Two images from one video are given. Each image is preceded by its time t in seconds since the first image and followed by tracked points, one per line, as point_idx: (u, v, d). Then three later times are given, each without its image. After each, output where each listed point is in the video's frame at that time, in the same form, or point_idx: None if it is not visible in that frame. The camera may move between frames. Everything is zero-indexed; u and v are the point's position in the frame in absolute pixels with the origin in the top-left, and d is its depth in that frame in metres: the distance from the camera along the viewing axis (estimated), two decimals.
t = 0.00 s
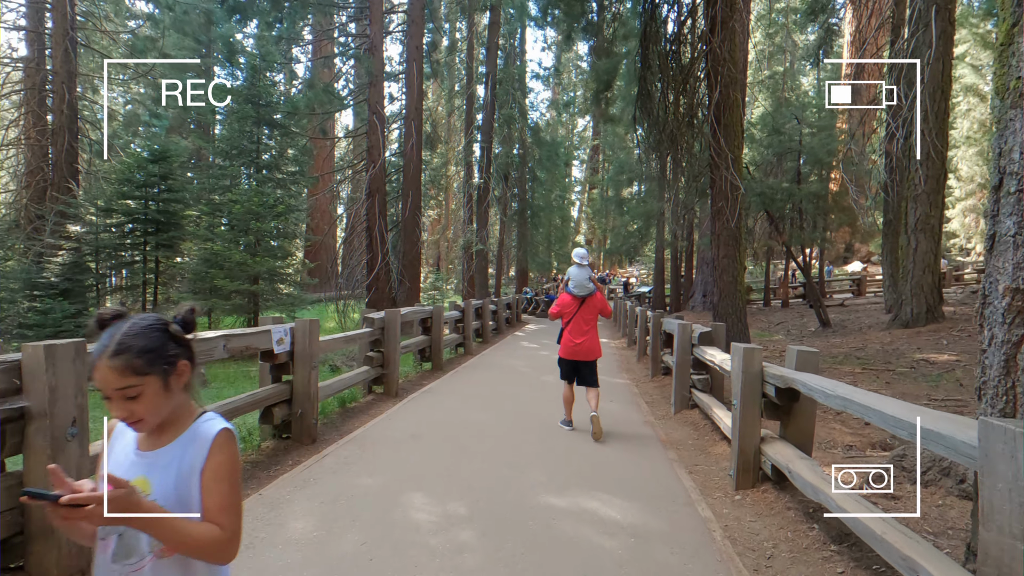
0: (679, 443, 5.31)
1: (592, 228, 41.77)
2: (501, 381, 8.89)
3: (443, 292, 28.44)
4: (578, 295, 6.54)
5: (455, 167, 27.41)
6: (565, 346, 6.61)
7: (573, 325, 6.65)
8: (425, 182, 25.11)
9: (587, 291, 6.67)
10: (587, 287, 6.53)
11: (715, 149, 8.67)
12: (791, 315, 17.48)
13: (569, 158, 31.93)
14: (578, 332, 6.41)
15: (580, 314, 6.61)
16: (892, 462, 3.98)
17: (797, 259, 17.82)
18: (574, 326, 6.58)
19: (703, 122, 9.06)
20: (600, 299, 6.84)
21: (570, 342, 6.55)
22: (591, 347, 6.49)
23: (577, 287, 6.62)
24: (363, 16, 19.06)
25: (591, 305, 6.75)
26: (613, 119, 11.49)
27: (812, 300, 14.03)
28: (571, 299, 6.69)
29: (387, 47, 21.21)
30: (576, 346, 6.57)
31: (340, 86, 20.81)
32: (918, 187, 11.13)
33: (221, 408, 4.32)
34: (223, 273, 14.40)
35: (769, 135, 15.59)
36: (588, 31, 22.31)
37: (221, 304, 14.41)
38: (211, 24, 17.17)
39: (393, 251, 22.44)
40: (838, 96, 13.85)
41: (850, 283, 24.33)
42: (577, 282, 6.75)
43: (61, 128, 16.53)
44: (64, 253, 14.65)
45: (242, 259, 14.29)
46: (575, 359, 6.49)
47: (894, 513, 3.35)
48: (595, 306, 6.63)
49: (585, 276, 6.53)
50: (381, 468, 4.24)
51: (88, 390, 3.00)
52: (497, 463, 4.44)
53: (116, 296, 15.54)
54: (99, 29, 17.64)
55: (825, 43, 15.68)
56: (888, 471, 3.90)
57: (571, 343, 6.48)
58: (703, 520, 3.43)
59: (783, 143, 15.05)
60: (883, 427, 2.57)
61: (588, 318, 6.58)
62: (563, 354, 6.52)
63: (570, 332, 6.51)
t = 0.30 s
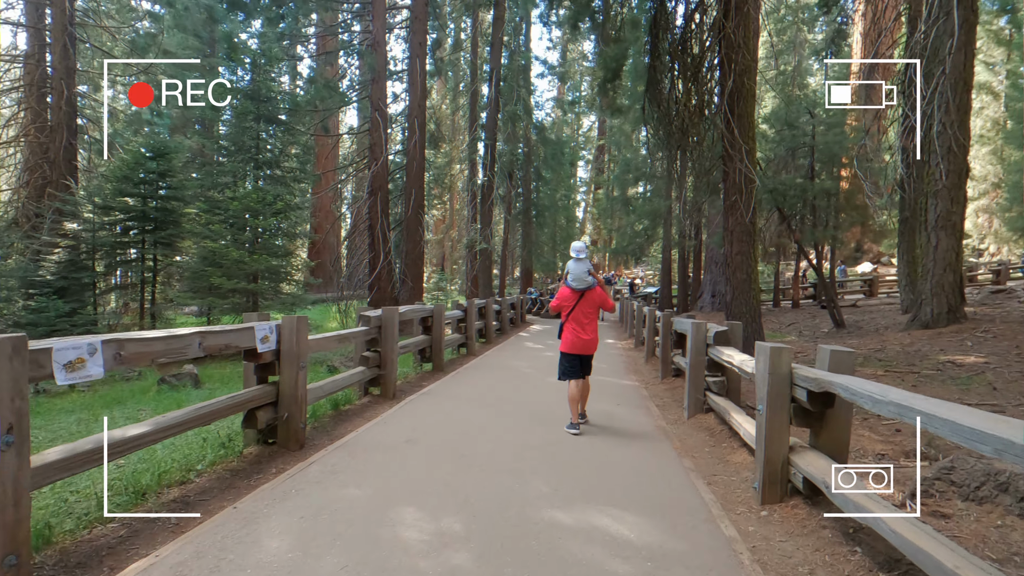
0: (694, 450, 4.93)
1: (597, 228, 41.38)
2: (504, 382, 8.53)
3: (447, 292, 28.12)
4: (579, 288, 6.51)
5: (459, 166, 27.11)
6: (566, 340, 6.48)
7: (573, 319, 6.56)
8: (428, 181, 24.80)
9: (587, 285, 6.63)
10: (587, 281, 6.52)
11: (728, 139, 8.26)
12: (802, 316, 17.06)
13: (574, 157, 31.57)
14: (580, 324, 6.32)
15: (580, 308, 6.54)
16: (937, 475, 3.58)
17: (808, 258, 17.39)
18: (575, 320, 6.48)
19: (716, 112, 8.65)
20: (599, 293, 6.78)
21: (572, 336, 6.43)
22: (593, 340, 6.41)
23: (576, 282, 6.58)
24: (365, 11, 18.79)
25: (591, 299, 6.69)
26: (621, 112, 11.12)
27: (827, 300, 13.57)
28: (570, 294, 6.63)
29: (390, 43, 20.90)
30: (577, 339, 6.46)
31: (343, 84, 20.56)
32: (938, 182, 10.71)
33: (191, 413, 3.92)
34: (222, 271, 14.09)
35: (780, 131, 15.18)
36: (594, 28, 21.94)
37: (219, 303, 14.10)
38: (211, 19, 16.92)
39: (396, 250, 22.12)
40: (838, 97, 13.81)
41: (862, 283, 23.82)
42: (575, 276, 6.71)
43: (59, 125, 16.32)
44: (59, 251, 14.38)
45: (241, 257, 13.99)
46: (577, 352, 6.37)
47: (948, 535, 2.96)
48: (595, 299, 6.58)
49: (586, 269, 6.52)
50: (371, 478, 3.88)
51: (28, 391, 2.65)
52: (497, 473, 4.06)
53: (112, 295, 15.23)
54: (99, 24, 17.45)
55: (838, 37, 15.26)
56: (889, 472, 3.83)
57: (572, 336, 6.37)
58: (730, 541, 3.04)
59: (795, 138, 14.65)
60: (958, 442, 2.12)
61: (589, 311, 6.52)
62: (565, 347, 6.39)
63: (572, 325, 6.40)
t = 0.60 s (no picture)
0: (708, 466, 4.57)
1: (601, 230, 41.03)
2: (505, 389, 8.19)
3: (449, 294, 27.80)
4: (578, 295, 6.46)
5: (462, 166, 26.82)
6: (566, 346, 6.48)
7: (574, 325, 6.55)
8: (430, 182, 24.48)
9: (587, 291, 6.61)
10: (587, 288, 6.45)
11: (740, 136, 7.92)
12: (812, 319, 16.66)
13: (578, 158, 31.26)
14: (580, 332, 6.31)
15: (580, 314, 6.51)
16: (988, 504, 3.21)
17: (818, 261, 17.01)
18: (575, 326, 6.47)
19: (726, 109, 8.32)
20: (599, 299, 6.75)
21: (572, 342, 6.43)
22: (593, 347, 6.41)
23: (576, 288, 6.53)
24: (367, 9, 18.52)
25: (591, 306, 6.66)
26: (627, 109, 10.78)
27: (839, 304, 13.17)
28: (571, 300, 6.62)
29: (391, 42, 20.64)
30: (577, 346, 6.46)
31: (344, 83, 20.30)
32: (957, 182, 10.35)
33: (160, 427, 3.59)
34: (218, 272, 13.80)
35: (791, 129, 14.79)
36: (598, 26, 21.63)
37: (215, 305, 13.82)
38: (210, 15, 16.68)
39: (397, 252, 21.80)
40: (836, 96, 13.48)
41: (871, 286, 23.37)
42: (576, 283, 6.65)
43: (55, 123, 16.08)
44: (52, 251, 14.07)
45: (238, 258, 13.70)
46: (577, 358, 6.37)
47: None
48: (595, 306, 6.53)
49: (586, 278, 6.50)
50: (357, 501, 3.54)
51: None
52: (495, 496, 3.71)
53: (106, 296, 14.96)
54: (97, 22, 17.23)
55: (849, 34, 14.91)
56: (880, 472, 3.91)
57: (572, 343, 6.38)
58: None
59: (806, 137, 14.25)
60: None
61: (589, 317, 6.48)
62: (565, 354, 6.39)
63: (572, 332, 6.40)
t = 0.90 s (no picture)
0: (728, 482, 4.22)
1: (606, 231, 40.69)
2: (509, 394, 7.85)
3: (453, 295, 27.51)
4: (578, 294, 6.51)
5: (466, 166, 26.55)
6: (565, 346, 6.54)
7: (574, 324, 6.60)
8: (434, 181, 24.20)
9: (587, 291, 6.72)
10: (586, 288, 6.47)
11: (755, 129, 7.55)
12: (823, 322, 16.27)
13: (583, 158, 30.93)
14: (579, 332, 6.35)
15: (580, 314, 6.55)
16: None
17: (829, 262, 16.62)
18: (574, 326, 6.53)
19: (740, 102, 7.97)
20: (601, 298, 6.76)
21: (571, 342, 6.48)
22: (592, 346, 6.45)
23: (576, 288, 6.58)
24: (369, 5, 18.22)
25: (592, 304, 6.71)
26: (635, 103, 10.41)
27: (852, 306, 12.77)
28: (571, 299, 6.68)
29: (394, 39, 20.35)
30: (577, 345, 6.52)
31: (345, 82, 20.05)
32: (979, 180, 9.96)
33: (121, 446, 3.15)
34: (216, 272, 13.51)
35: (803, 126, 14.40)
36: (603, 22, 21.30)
37: (212, 306, 13.51)
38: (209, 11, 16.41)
39: (399, 252, 21.51)
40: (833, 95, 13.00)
41: (883, 288, 22.89)
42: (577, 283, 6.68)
43: (54, 121, 15.91)
44: (49, 250, 13.83)
45: (235, 257, 13.43)
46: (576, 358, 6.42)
47: None
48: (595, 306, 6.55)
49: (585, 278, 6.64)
50: (343, 523, 3.20)
51: None
52: (497, 518, 3.37)
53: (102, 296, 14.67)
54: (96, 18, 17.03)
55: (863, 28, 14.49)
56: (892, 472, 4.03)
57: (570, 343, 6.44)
58: None
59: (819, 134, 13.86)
60: None
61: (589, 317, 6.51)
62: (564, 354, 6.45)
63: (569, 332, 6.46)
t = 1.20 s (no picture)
0: (746, 502, 3.87)
1: (610, 233, 40.32)
2: (509, 400, 7.50)
3: (455, 297, 27.17)
4: (573, 295, 7.16)
5: (468, 166, 26.25)
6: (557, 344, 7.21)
7: (566, 323, 7.26)
8: (435, 181, 23.89)
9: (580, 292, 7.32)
10: (581, 289, 7.12)
11: (768, 122, 7.20)
12: (833, 324, 15.89)
13: (586, 158, 30.58)
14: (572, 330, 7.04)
15: (573, 314, 7.21)
16: None
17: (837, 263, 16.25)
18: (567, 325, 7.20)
19: (751, 96, 7.63)
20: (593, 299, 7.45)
21: (563, 340, 7.16)
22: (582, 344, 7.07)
23: (571, 290, 7.20)
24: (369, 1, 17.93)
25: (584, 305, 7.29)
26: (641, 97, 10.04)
27: (865, 308, 12.36)
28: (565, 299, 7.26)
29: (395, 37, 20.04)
30: (568, 343, 7.21)
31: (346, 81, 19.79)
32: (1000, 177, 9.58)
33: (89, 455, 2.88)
34: (212, 273, 13.21)
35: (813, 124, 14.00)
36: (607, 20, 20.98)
37: (207, 307, 13.18)
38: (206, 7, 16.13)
39: (400, 253, 21.21)
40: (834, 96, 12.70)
41: (892, 290, 22.46)
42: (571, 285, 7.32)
43: (50, 120, 15.69)
44: (42, 251, 13.57)
45: (231, 257, 13.13)
46: (567, 355, 7.11)
47: None
48: (587, 306, 7.22)
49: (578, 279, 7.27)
50: (322, 554, 2.87)
51: None
52: (492, 547, 3.03)
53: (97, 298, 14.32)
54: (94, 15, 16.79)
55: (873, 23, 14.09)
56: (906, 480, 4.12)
57: (562, 341, 7.13)
58: None
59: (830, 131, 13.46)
60: None
61: (581, 317, 7.20)
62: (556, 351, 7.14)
63: (563, 331, 7.12)
